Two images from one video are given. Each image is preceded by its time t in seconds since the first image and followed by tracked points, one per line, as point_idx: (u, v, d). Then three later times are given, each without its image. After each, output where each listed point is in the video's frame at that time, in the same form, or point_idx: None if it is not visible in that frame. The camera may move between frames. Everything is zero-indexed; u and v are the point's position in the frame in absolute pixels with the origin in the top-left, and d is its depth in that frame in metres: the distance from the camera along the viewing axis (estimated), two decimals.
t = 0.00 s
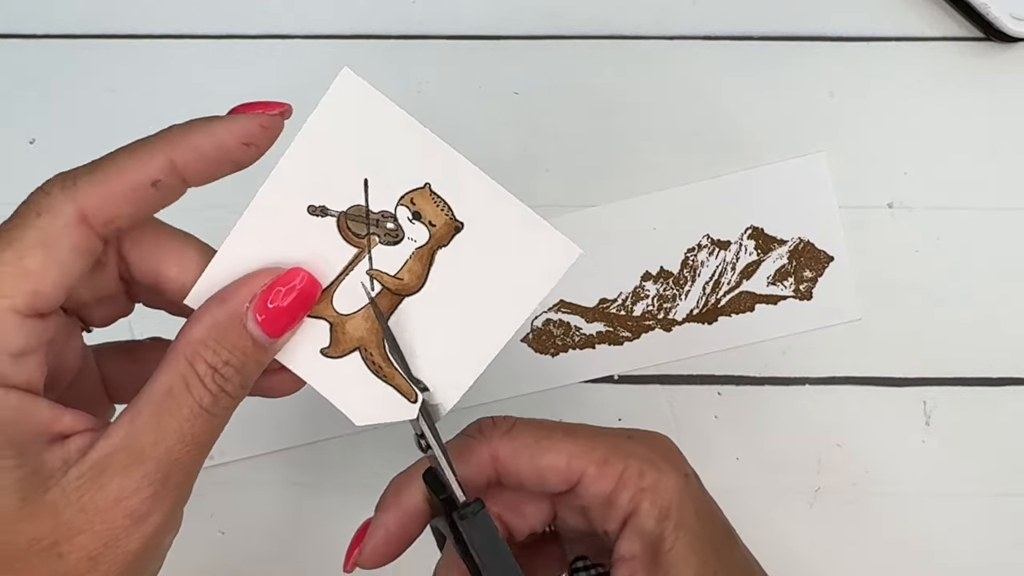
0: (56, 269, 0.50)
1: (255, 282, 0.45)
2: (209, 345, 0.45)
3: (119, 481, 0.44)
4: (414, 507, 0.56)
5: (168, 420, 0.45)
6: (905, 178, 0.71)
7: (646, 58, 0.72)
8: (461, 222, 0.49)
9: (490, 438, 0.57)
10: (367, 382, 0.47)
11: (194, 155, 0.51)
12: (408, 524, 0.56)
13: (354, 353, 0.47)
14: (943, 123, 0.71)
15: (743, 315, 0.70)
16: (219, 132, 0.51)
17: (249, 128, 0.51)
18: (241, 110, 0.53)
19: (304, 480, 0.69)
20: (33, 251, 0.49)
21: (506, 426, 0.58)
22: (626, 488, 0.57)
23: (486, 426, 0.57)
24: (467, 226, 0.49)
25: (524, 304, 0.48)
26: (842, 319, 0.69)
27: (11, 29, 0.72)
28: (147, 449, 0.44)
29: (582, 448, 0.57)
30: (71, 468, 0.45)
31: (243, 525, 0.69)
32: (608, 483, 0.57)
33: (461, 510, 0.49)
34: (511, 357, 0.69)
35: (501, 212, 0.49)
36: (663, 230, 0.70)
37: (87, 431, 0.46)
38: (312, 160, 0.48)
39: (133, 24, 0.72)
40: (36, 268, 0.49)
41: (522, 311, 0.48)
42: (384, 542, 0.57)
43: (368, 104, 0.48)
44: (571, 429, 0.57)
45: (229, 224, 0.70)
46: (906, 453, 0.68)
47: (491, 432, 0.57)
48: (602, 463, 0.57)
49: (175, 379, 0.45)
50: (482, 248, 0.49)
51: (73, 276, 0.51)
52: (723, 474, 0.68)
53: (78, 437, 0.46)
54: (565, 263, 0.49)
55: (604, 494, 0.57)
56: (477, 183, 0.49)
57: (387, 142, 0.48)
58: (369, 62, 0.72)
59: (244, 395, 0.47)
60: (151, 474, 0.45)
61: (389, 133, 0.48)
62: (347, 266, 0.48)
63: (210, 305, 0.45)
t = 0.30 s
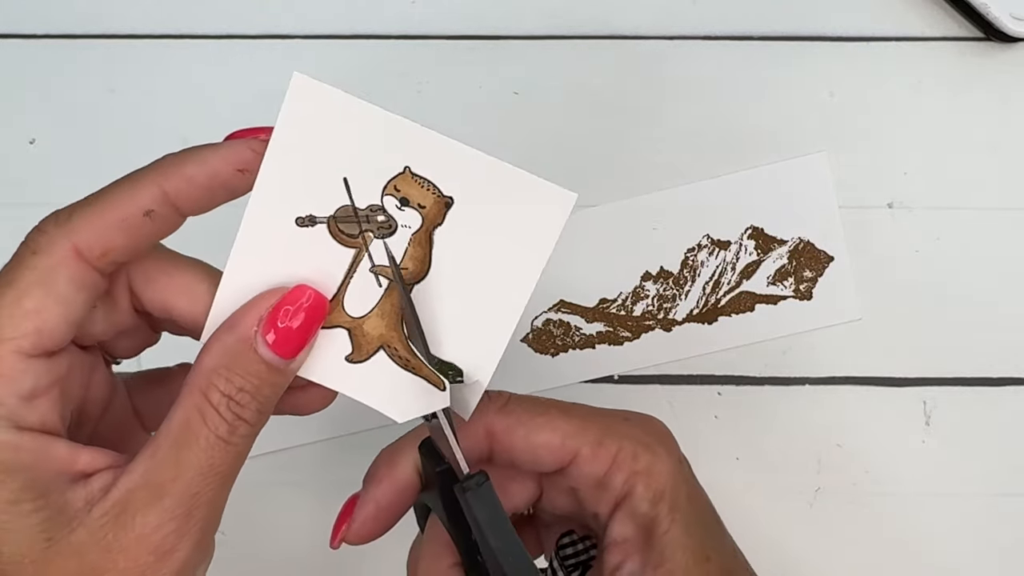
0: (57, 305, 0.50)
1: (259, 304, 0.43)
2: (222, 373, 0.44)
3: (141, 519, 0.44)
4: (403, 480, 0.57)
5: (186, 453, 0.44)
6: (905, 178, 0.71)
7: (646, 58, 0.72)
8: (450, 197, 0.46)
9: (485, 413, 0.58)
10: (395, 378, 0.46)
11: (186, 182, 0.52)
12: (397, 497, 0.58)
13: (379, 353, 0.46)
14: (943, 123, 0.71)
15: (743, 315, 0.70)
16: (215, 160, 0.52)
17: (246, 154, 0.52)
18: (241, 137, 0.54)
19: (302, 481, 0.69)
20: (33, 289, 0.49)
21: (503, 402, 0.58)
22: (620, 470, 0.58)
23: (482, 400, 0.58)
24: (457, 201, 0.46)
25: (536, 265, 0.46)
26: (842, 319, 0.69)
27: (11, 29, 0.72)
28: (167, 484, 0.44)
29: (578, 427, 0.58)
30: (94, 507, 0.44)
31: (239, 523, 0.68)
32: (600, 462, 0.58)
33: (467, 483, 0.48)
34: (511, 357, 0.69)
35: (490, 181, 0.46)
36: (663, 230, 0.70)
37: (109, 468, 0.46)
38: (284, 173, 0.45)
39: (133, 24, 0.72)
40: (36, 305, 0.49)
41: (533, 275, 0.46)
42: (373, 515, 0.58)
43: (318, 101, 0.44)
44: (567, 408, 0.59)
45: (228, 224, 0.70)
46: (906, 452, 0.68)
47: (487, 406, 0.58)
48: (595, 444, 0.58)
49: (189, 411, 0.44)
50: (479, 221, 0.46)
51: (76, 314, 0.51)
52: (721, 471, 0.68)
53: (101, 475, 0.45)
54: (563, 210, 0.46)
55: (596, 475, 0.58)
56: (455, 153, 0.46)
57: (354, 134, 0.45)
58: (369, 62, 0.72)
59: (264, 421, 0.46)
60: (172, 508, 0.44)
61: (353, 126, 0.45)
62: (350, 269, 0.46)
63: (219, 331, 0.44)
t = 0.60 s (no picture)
0: (66, 313, 0.50)
1: (271, 315, 0.44)
2: (235, 384, 0.44)
3: (152, 532, 0.44)
4: (410, 471, 0.58)
5: (199, 465, 0.44)
6: (905, 178, 0.71)
7: (646, 58, 0.72)
8: (441, 176, 0.45)
9: (494, 408, 0.58)
10: (415, 370, 0.45)
11: (193, 187, 0.51)
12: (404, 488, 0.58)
13: (398, 350, 0.45)
14: (943, 123, 0.71)
15: (743, 315, 0.70)
16: (220, 163, 0.52)
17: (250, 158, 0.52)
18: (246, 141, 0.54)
19: (302, 480, 0.69)
20: (42, 298, 0.49)
21: (512, 399, 0.58)
22: (629, 468, 0.58)
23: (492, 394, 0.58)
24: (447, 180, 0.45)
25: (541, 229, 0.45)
26: (842, 319, 0.69)
27: (11, 29, 0.72)
28: (178, 497, 0.44)
29: (587, 423, 0.58)
30: (105, 519, 0.44)
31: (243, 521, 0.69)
32: (608, 460, 0.58)
33: (475, 476, 0.49)
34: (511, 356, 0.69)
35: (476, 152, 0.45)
36: (663, 230, 0.70)
37: (122, 479, 0.46)
38: (274, 178, 0.44)
39: (133, 24, 0.72)
40: (45, 314, 0.49)
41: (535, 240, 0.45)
42: (381, 507, 0.58)
43: (295, 102, 0.44)
44: (576, 405, 0.58)
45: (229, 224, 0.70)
46: (906, 452, 0.68)
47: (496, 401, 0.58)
48: (604, 441, 0.58)
49: (203, 423, 0.44)
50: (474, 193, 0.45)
51: (86, 322, 0.51)
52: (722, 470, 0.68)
53: (113, 487, 0.46)
54: (558, 167, 0.45)
55: (605, 472, 0.58)
56: (441, 132, 0.44)
57: (336, 129, 0.44)
58: (369, 62, 0.72)
59: (278, 435, 0.46)
60: (183, 520, 0.44)
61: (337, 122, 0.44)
62: (355, 267, 0.45)
63: (233, 343, 0.44)
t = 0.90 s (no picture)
0: (80, 314, 0.51)
1: (287, 325, 0.43)
2: (250, 394, 0.44)
3: (163, 539, 0.44)
4: (416, 468, 0.57)
5: (211, 473, 0.44)
6: (905, 178, 0.71)
7: (646, 58, 0.72)
8: (425, 161, 0.44)
9: (501, 400, 0.58)
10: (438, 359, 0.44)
11: (204, 190, 0.52)
12: (411, 485, 0.57)
13: (413, 343, 0.45)
14: (944, 123, 0.71)
15: (743, 315, 0.70)
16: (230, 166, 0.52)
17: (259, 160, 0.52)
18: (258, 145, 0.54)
19: (304, 480, 0.70)
20: (56, 300, 0.50)
21: (518, 392, 0.59)
22: (632, 462, 0.58)
23: (497, 388, 0.59)
24: (434, 164, 0.44)
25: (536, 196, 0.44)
26: (842, 319, 0.69)
27: (11, 28, 0.72)
28: (189, 505, 0.44)
29: (593, 416, 0.58)
30: (118, 526, 0.45)
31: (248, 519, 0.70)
32: (612, 453, 0.58)
33: (479, 466, 0.49)
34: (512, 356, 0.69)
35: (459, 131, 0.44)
36: (664, 230, 0.70)
37: (135, 485, 0.47)
38: (263, 188, 0.44)
39: (133, 24, 0.72)
40: (59, 316, 0.50)
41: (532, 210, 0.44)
42: (387, 503, 0.58)
43: (272, 111, 0.44)
44: (582, 400, 0.59)
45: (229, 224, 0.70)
46: (907, 452, 0.68)
47: (501, 395, 0.58)
48: (608, 434, 0.58)
49: (217, 432, 0.44)
50: (464, 173, 0.44)
51: (100, 325, 0.52)
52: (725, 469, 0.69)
53: (128, 492, 0.46)
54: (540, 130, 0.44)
55: (608, 467, 0.58)
56: (421, 116, 0.44)
57: (316, 130, 0.44)
58: (369, 62, 0.72)
59: (292, 445, 0.46)
60: (192, 530, 0.44)
61: (317, 124, 0.44)
62: (356, 266, 0.45)
63: (249, 353, 0.44)
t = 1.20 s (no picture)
0: (93, 317, 0.51)
1: (301, 336, 0.44)
2: (264, 406, 0.44)
3: (175, 548, 0.44)
4: (416, 457, 0.57)
5: (225, 485, 0.44)
6: (905, 178, 0.71)
7: (646, 58, 0.72)
8: (407, 151, 0.44)
9: (502, 393, 0.58)
10: (453, 350, 0.44)
11: (212, 188, 0.53)
12: (410, 474, 0.57)
13: (426, 336, 0.44)
14: (945, 123, 0.71)
15: (743, 315, 0.70)
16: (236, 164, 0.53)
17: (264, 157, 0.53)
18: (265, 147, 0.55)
19: (305, 479, 0.70)
20: (69, 303, 0.51)
21: (519, 386, 0.59)
22: (631, 458, 0.58)
23: (499, 381, 0.59)
24: (416, 153, 0.44)
25: (522, 168, 0.44)
26: (842, 319, 0.69)
27: (11, 29, 0.72)
28: (201, 517, 0.44)
29: (595, 412, 0.58)
30: (130, 535, 0.45)
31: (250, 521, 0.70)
32: (612, 449, 0.58)
33: (477, 457, 0.49)
34: (512, 356, 0.69)
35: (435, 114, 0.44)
36: (663, 230, 0.70)
37: (149, 493, 0.47)
38: (253, 207, 0.45)
39: (133, 24, 0.72)
40: (72, 318, 0.51)
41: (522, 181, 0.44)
42: (386, 492, 0.58)
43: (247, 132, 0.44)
44: (584, 395, 0.59)
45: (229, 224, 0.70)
46: (907, 452, 0.68)
47: (502, 388, 0.58)
48: (609, 430, 0.58)
49: (231, 443, 0.44)
50: (449, 157, 0.44)
51: (111, 329, 0.52)
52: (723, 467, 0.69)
53: (142, 501, 0.47)
54: (515, 102, 0.43)
55: (608, 463, 0.58)
56: (397, 106, 0.44)
57: (297, 145, 0.44)
58: (369, 62, 0.72)
59: (306, 458, 0.46)
60: (203, 541, 0.44)
61: (297, 135, 0.44)
62: (357, 267, 0.45)
63: (264, 365, 0.44)
